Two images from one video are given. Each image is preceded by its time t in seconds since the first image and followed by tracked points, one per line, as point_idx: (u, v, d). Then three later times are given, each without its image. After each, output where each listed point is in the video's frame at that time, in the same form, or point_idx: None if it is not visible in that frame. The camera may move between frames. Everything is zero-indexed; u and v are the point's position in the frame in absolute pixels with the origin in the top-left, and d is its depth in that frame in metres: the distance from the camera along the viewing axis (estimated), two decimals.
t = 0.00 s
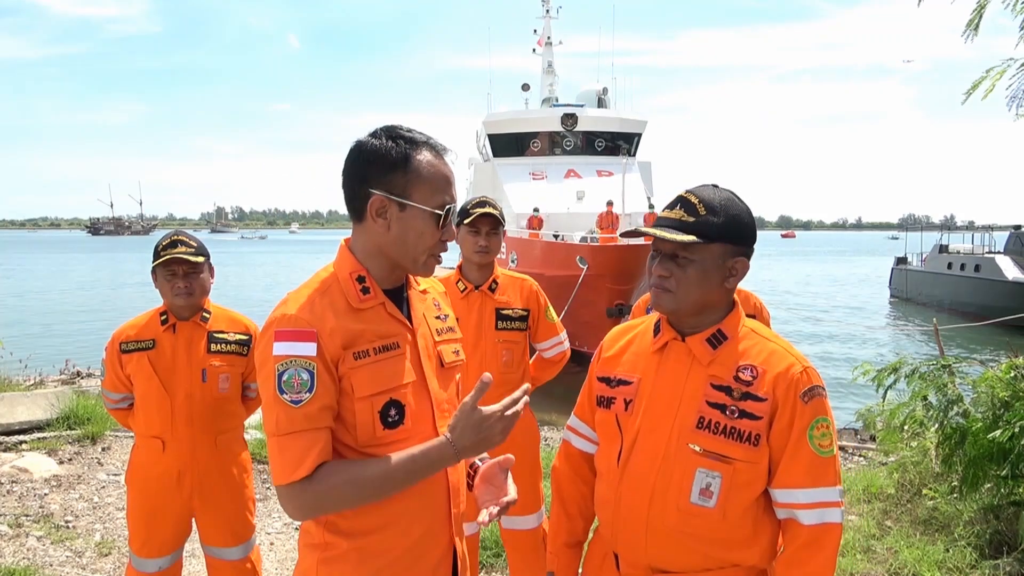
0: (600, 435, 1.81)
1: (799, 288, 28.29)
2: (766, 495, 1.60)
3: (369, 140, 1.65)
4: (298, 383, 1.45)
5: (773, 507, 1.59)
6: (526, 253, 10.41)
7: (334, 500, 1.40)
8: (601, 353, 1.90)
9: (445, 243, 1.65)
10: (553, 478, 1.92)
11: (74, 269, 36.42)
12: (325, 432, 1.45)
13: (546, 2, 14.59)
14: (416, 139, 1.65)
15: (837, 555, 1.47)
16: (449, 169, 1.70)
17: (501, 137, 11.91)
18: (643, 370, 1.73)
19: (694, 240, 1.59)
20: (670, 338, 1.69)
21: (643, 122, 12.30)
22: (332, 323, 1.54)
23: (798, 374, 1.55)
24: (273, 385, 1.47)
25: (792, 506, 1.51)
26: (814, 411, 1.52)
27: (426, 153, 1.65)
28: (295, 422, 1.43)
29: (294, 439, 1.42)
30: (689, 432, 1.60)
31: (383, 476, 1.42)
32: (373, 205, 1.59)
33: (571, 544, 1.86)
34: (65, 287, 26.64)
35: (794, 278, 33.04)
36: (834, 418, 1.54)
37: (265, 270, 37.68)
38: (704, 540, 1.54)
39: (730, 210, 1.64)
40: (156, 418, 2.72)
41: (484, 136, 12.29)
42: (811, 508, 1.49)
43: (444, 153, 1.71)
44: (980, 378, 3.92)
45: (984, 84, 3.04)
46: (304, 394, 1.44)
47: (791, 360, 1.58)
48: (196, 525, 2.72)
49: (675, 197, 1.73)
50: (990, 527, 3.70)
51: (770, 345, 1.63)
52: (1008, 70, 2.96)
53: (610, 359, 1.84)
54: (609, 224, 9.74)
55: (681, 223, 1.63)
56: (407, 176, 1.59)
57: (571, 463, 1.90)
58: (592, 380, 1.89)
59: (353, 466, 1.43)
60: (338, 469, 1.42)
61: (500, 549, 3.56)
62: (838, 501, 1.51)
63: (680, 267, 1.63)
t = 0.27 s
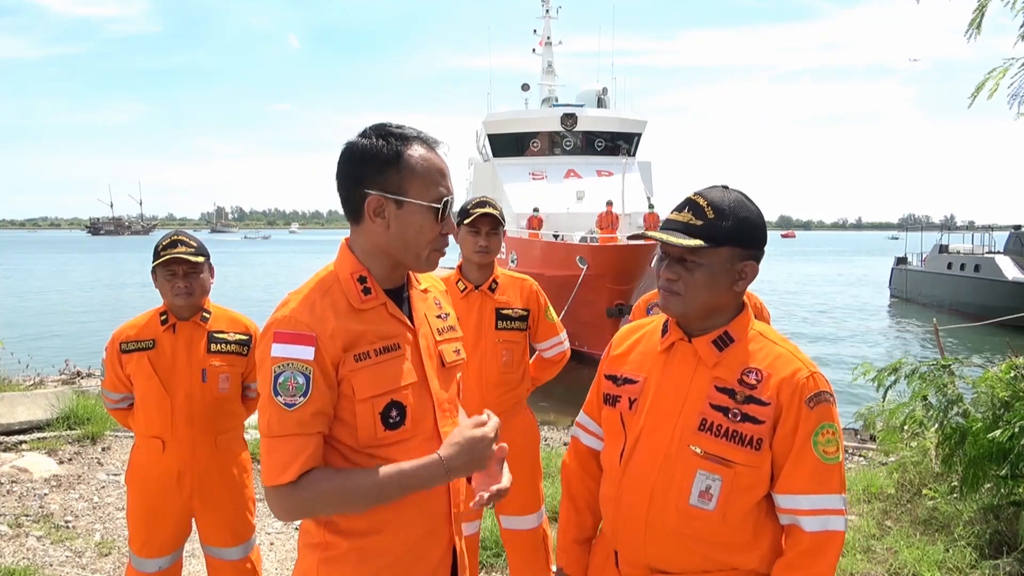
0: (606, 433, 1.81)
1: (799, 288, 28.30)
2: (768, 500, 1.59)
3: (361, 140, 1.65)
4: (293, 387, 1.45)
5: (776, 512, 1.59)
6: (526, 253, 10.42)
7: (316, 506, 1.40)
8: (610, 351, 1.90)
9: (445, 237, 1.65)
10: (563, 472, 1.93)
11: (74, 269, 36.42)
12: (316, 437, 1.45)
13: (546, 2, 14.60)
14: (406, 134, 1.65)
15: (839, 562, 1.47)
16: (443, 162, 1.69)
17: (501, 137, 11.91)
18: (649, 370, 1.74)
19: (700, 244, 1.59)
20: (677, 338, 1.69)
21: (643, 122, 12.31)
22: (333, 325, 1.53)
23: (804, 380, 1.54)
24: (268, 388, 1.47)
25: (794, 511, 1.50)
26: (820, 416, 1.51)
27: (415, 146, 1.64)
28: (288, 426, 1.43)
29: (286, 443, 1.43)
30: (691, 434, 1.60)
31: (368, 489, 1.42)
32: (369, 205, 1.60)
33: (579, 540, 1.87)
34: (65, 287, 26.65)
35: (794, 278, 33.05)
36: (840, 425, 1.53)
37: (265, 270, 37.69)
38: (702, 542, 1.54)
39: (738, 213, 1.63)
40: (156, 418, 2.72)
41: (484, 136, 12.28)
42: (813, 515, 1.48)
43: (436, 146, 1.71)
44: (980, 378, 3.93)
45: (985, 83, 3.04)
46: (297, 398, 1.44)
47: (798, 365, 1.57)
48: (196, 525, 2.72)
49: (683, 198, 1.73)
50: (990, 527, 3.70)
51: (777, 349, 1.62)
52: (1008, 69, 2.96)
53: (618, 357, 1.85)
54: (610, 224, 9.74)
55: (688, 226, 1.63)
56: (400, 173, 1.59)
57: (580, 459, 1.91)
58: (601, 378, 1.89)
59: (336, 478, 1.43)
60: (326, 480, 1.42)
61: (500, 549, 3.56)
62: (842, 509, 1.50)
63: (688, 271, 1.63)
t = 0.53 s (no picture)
0: (612, 434, 1.81)
1: (799, 288, 28.30)
2: (775, 501, 1.59)
3: (361, 140, 1.65)
4: (283, 384, 1.46)
5: (783, 514, 1.58)
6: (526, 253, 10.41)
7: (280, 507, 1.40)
8: (616, 352, 1.90)
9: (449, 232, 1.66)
10: (570, 474, 1.93)
11: (73, 269, 36.40)
12: (298, 438, 1.46)
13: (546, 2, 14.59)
14: (407, 132, 1.65)
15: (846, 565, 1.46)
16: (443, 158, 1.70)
17: (501, 137, 11.92)
18: (654, 370, 1.74)
19: (704, 249, 1.59)
20: (682, 339, 1.69)
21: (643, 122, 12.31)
22: (332, 326, 1.53)
23: (809, 380, 1.54)
24: (260, 381, 1.48)
25: (800, 514, 1.50)
26: (825, 417, 1.51)
27: (415, 143, 1.64)
28: (274, 424, 1.44)
29: (270, 438, 1.43)
30: (695, 435, 1.60)
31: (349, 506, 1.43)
32: (370, 204, 1.60)
33: (586, 542, 1.87)
34: (66, 287, 26.65)
35: (794, 278, 33.05)
36: (847, 426, 1.53)
37: (265, 271, 37.69)
38: (706, 544, 1.54)
39: (739, 213, 1.63)
40: (156, 418, 2.72)
41: (484, 135, 12.28)
42: (820, 517, 1.48)
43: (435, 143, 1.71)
44: (980, 378, 3.92)
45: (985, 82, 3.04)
46: (285, 396, 1.45)
47: (804, 366, 1.57)
48: (196, 525, 2.72)
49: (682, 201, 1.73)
50: (990, 527, 3.70)
51: (783, 349, 1.62)
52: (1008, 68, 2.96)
53: (624, 358, 1.85)
54: (609, 224, 9.73)
55: (690, 231, 1.63)
56: (401, 171, 1.60)
57: (588, 461, 1.91)
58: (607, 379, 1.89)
59: (313, 488, 1.43)
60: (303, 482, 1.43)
61: (500, 549, 3.56)
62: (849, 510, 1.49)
63: (694, 274, 1.63)
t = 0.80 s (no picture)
0: (616, 436, 1.81)
1: (799, 288, 28.31)
2: (782, 501, 1.59)
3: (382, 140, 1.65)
4: (290, 375, 1.47)
5: (790, 514, 1.58)
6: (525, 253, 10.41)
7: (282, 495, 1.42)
8: (620, 353, 1.90)
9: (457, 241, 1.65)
10: (574, 476, 1.92)
11: (73, 269, 36.41)
12: (304, 429, 1.46)
13: (546, 2, 14.59)
14: (426, 137, 1.65)
15: (856, 566, 1.46)
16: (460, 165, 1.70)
17: (501, 137, 11.92)
18: (659, 372, 1.73)
19: (704, 254, 1.59)
20: (685, 340, 1.69)
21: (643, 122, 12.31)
22: (339, 321, 1.53)
23: (814, 379, 1.54)
24: (268, 372, 1.49)
25: (808, 514, 1.50)
26: (832, 416, 1.51)
27: (434, 149, 1.64)
28: (279, 412, 1.45)
29: (275, 428, 1.44)
30: (701, 437, 1.60)
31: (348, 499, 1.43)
32: (383, 204, 1.60)
33: (590, 545, 1.87)
34: (66, 287, 26.67)
35: (794, 278, 33.06)
36: (853, 425, 1.52)
37: (265, 271, 37.71)
38: (713, 545, 1.55)
39: (739, 213, 1.63)
40: (156, 418, 2.72)
41: (484, 135, 12.28)
42: (828, 517, 1.48)
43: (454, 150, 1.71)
44: (980, 378, 3.92)
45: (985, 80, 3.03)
46: (291, 386, 1.46)
47: (809, 365, 1.56)
48: (196, 525, 2.72)
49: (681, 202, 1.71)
50: (990, 527, 3.70)
51: (788, 348, 1.61)
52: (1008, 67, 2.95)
53: (628, 360, 1.85)
54: (609, 224, 9.73)
55: (690, 235, 1.62)
56: (415, 174, 1.60)
57: (591, 464, 1.91)
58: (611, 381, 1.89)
59: (317, 478, 1.44)
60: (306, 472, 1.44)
61: (500, 550, 3.56)
62: (857, 510, 1.49)
63: (696, 279, 1.62)
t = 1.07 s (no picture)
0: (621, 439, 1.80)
1: (799, 288, 28.31)
2: (790, 502, 1.59)
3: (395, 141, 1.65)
4: (300, 371, 1.47)
5: (799, 515, 1.58)
6: (526, 252, 10.41)
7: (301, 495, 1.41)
8: (620, 356, 1.88)
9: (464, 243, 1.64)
10: (577, 480, 1.91)
11: (73, 269, 36.44)
12: (314, 424, 1.46)
13: (546, 2, 14.58)
14: (436, 139, 1.66)
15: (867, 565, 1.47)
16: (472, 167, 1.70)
17: (501, 137, 11.92)
18: (663, 374, 1.72)
19: (709, 257, 1.58)
20: (689, 342, 1.68)
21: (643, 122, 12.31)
22: (348, 319, 1.53)
23: (821, 379, 1.54)
24: (278, 368, 1.49)
25: (817, 516, 1.50)
26: (840, 416, 1.51)
27: (444, 151, 1.64)
28: (292, 407, 1.45)
29: (286, 424, 1.44)
30: (709, 440, 1.59)
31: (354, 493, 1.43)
32: (391, 201, 1.60)
33: (595, 549, 1.87)
34: (66, 287, 26.69)
35: (794, 278, 33.05)
36: (860, 424, 1.52)
37: (265, 271, 37.73)
38: (724, 549, 1.54)
39: (742, 213, 1.63)
40: (156, 418, 2.72)
41: (484, 136, 12.28)
42: (838, 518, 1.48)
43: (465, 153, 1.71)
44: (981, 378, 3.92)
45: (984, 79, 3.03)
46: (302, 382, 1.46)
47: (816, 365, 1.56)
48: (196, 525, 2.72)
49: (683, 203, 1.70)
50: (990, 527, 3.69)
51: (793, 348, 1.61)
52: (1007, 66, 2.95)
53: (629, 363, 1.83)
54: (609, 224, 9.71)
55: (694, 238, 1.61)
56: (423, 173, 1.60)
57: (594, 468, 1.89)
58: (613, 384, 1.87)
59: (325, 473, 1.44)
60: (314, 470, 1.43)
61: (500, 550, 3.55)
62: (866, 509, 1.50)
63: (700, 282, 1.61)
